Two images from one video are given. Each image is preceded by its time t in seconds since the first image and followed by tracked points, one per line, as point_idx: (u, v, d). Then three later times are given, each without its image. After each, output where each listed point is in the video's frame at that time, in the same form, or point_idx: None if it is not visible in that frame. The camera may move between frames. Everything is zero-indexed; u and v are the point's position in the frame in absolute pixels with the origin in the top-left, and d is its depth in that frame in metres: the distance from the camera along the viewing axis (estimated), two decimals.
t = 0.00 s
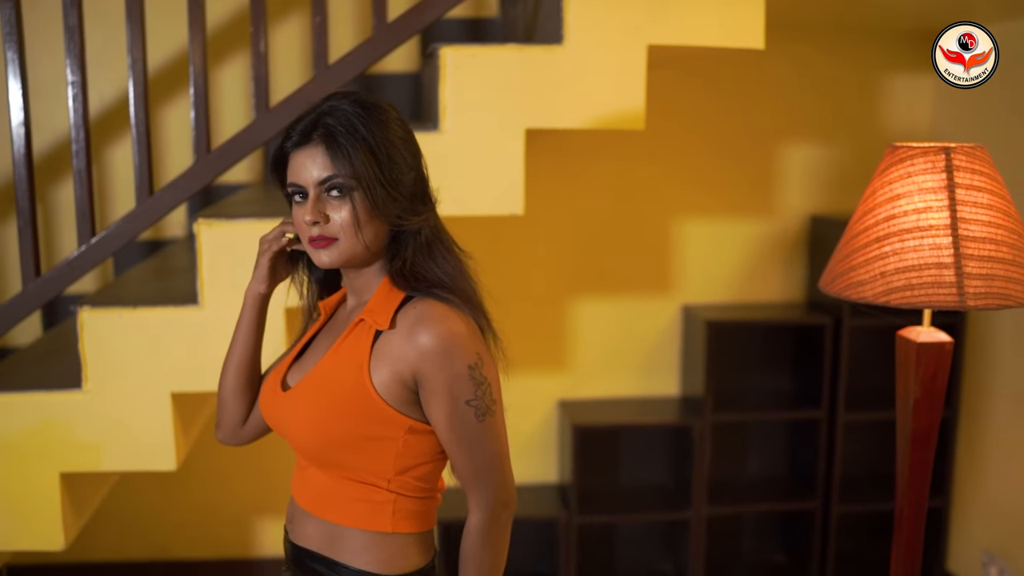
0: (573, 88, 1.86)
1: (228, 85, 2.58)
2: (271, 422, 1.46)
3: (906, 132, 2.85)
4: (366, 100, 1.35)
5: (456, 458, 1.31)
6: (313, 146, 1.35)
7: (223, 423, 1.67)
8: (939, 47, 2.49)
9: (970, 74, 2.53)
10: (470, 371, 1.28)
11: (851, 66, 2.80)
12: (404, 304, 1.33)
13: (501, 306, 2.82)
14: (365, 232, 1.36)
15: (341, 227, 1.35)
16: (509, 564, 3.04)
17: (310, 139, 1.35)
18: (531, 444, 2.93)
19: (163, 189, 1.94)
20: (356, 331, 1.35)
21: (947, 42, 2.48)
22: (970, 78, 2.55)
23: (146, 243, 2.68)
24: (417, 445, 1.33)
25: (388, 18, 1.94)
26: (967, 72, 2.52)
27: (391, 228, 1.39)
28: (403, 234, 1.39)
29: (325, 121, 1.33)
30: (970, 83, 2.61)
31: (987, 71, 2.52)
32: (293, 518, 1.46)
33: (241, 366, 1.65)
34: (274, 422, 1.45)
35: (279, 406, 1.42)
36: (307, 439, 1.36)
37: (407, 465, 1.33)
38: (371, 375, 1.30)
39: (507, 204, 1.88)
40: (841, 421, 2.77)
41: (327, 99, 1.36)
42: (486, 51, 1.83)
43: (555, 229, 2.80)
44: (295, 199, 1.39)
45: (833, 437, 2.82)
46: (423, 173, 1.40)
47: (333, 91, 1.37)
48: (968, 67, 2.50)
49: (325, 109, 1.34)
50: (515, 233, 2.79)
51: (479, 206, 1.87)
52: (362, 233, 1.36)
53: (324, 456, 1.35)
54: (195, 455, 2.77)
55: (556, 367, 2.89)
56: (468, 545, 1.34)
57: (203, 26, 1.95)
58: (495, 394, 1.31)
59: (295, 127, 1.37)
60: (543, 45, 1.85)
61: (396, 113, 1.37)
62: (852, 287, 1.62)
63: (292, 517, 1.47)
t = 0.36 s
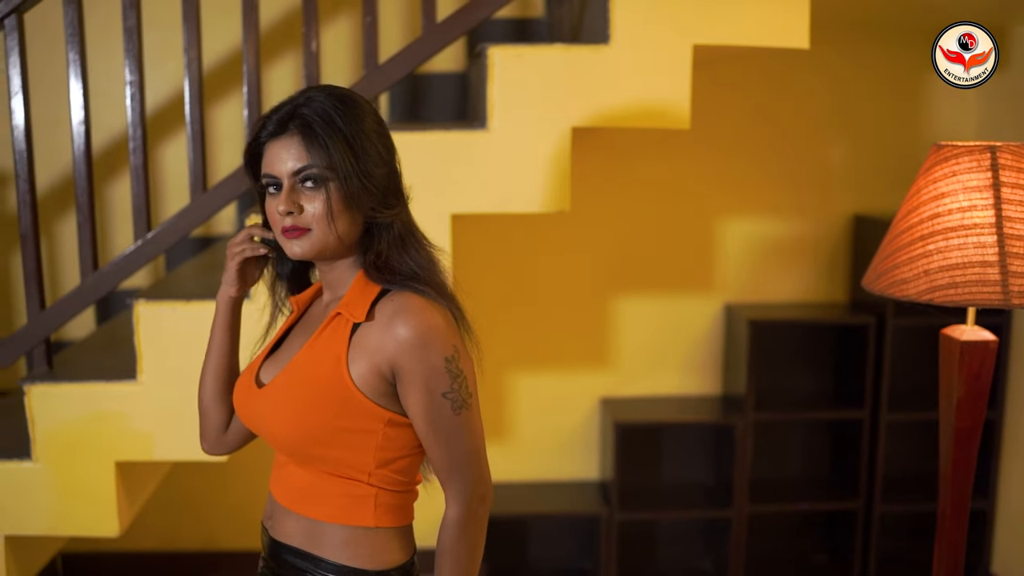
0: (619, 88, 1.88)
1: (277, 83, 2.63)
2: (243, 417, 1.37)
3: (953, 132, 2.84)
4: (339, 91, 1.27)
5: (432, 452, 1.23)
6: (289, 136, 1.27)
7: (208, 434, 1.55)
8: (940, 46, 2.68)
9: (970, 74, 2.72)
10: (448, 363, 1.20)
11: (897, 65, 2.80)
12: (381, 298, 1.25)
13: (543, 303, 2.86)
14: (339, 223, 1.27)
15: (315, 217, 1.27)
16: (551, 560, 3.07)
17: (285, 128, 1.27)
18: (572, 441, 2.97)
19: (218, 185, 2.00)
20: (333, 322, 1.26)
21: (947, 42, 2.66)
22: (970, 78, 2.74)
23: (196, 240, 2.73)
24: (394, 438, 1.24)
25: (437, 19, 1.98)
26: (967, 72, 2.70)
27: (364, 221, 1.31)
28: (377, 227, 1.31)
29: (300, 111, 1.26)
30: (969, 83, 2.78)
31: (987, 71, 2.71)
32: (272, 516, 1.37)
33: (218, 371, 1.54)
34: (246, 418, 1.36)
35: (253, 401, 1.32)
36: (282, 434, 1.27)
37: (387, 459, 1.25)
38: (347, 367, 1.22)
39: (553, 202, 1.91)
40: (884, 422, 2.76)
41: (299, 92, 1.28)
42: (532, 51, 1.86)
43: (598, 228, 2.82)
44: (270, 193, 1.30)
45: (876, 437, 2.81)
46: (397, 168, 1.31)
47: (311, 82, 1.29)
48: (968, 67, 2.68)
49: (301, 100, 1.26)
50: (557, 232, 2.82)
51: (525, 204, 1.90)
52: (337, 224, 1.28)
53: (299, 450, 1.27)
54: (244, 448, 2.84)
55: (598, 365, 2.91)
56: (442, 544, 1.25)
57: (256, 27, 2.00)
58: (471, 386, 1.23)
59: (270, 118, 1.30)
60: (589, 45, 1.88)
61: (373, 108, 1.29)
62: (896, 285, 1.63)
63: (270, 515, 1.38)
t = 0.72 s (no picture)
0: (665, 89, 1.89)
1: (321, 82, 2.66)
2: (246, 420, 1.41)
3: (998, 133, 2.82)
4: (346, 92, 1.33)
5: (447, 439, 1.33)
6: (301, 135, 1.32)
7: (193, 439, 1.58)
8: (940, 47, 2.65)
9: (970, 73, 2.71)
10: (465, 353, 1.31)
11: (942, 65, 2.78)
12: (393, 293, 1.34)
13: (584, 303, 2.88)
14: (352, 222, 1.33)
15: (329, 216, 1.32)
16: (591, 559, 3.08)
17: (295, 128, 1.32)
18: (611, 441, 2.98)
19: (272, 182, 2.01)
20: (347, 318, 1.33)
21: (947, 42, 2.63)
22: (970, 78, 2.73)
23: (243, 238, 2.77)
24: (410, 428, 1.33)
25: (483, 21, 2.00)
26: (967, 71, 2.70)
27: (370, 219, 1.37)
28: (381, 225, 1.38)
29: (310, 111, 1.31)
30: (969, 83, 2.77)
31: (986, 71, 2.72)
32: (274, 516, 1.40)
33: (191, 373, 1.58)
34: (250, 419, 1.39)
35: (261, 399, 1.36)
36: (299, 429, 1.31)
37: (405, 448, 1.33)
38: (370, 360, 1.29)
39: (598, 202, 1.92)
40: (925, 424, 2.74)
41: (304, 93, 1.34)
42: (578, 52, 1.88)
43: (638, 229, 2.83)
44: (275, 188, 1.35)
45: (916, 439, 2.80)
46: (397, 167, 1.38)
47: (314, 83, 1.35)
48: (968, 66, 2.67)
49: (310, 99, 1.32)
50: (598, 233, 2.83)
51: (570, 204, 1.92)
52: (349, 222, 1.33)
53: (317, 445, 1.31)
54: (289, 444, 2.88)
55: (638, 365, 2.93)
56: (456, 527, 1.35)
57: (306, 29, 2.03)
58: (483, 375, 1.34)
59: (275, 114, 1.34)
60: (634, 46, 1.89)
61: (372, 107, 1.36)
62: (942, 285, 1.64)
63: (272, 515, 1.41)
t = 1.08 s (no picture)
0: (711, 90, 1.90)
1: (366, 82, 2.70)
2: (277, 402, 1.39)
3: None
4: (371, 83, 1.39)
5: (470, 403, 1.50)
6: (328, 123, 1.37)
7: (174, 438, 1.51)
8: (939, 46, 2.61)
9: (970, 73, 2.68)
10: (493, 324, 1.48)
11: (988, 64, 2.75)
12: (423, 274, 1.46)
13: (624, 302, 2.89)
14: (373, 210, 1.40)
15: (353, 204, 1.37)
16: (629, 558, 3.09)
17: (322, 115, 1.37)
18: (651, 439, 2.99)
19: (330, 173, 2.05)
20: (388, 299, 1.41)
21: (948, 41, 2.60)
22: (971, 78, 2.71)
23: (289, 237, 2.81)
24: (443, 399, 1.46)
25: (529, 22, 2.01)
26: (968, 72, 2.67)
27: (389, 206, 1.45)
28: (400, 212, 1.46)
29: (340, 100, 1.37)
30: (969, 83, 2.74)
31: (986, 71, 2.68)
32: (307, 504, 1.38)
33: (168, 366, 1.48)
34: (285, 400, 1.38)
35: (305, 378, 1.36)
36: (356, 404, 1.34)
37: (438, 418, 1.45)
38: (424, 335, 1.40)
39: (645, 202, 1.93)
40: (968, 426, 2.72)
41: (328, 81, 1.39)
42: (624, 53, 1.89)
43: (679, 228, 2.84)
44: (299, 173, 1.40)
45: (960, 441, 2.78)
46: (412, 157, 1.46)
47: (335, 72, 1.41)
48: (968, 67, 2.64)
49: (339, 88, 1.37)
50: (639, 233, 2.84)
51: (616, 204, 1.93)
52: (371, 210, 1.39)
53: (371, 420, 1.35)
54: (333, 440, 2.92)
55: (678, 364, 2.94)
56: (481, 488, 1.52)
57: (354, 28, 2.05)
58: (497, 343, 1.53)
59: (299, 100, 1.39)
60: (680, 47, 1.90)
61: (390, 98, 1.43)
62: (993, 286, 1.62)
63: (300, 504, 1.39)
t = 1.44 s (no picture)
0: (758, 86, 1.90)
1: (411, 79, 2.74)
2: (336, 394, 1.35)
3: None
4: (396, 86, 1.40)
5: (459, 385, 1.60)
6: (357, 123, 1.37)
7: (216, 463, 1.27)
8: (940, 47, 2.55)
9: (970, 74, 2.66)
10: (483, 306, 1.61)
11: None
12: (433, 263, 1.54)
13: (663, 298, 2.89)
14: (390, 212, 1.40)
15: (373, 204, 1.37)
16: (665, 554, 3.09)
17: (351, 115, 1.37)
18: (689, 436, 2.99)
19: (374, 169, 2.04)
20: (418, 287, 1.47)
21: (948, 42, 2.55)
22: (970, 78, 2.69)
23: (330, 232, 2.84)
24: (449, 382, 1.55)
25: (577, 18, 2.02)
26: (967, 72, 2.65)
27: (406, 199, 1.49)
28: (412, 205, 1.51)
29: (369, 101, 1.37)
30: (969, 83, 2.72)
31: (987, 70, 2.66)
32: (359, 492, 1.38)
33: (200, 385, 1.21)
34: (347, 391, 1.35)
35: (375, 365, 1.35)
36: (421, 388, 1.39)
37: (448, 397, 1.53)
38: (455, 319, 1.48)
39: (691, 198, 1.94)
40: (1010, 425, 2.70)
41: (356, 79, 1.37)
42: (672, 50, 1.89)
43: (720, 223, 2.84)
44: (319, 168, 1.38)
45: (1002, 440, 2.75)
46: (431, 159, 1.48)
47: (359, 73, 1.41)
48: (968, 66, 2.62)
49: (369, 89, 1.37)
50: (679, 229, 2.84)
51: (662, 200, 1.94)
52: (388, 212, 1.40)
53: (428, 402, 1.40)
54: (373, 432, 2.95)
55: (716, 361, 2.93)
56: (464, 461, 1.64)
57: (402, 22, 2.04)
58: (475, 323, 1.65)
59: (326, 95, 1.36)
60: (728, 44, 1.90)
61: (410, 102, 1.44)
62: None
63: (352, 493, 1.37)
